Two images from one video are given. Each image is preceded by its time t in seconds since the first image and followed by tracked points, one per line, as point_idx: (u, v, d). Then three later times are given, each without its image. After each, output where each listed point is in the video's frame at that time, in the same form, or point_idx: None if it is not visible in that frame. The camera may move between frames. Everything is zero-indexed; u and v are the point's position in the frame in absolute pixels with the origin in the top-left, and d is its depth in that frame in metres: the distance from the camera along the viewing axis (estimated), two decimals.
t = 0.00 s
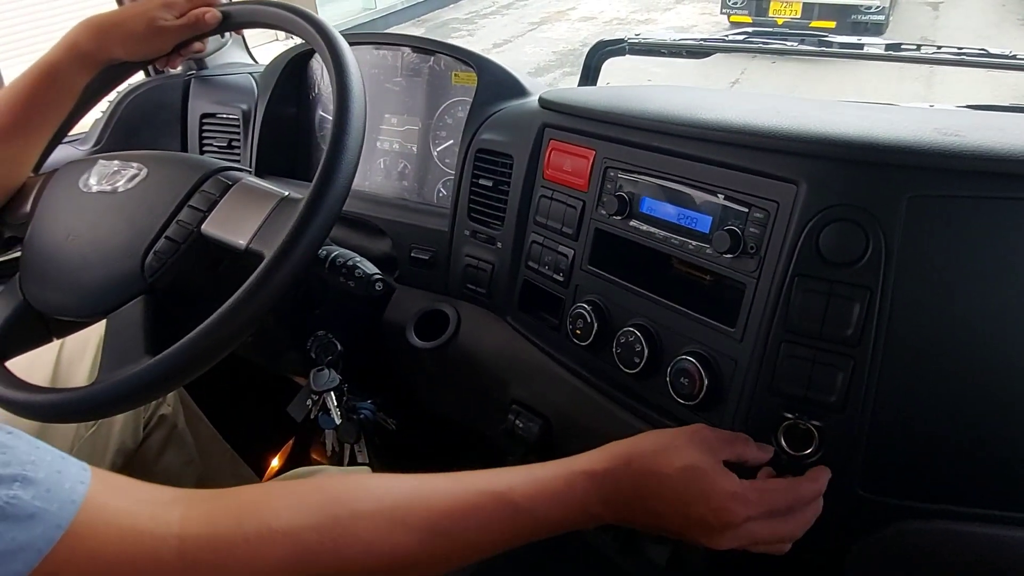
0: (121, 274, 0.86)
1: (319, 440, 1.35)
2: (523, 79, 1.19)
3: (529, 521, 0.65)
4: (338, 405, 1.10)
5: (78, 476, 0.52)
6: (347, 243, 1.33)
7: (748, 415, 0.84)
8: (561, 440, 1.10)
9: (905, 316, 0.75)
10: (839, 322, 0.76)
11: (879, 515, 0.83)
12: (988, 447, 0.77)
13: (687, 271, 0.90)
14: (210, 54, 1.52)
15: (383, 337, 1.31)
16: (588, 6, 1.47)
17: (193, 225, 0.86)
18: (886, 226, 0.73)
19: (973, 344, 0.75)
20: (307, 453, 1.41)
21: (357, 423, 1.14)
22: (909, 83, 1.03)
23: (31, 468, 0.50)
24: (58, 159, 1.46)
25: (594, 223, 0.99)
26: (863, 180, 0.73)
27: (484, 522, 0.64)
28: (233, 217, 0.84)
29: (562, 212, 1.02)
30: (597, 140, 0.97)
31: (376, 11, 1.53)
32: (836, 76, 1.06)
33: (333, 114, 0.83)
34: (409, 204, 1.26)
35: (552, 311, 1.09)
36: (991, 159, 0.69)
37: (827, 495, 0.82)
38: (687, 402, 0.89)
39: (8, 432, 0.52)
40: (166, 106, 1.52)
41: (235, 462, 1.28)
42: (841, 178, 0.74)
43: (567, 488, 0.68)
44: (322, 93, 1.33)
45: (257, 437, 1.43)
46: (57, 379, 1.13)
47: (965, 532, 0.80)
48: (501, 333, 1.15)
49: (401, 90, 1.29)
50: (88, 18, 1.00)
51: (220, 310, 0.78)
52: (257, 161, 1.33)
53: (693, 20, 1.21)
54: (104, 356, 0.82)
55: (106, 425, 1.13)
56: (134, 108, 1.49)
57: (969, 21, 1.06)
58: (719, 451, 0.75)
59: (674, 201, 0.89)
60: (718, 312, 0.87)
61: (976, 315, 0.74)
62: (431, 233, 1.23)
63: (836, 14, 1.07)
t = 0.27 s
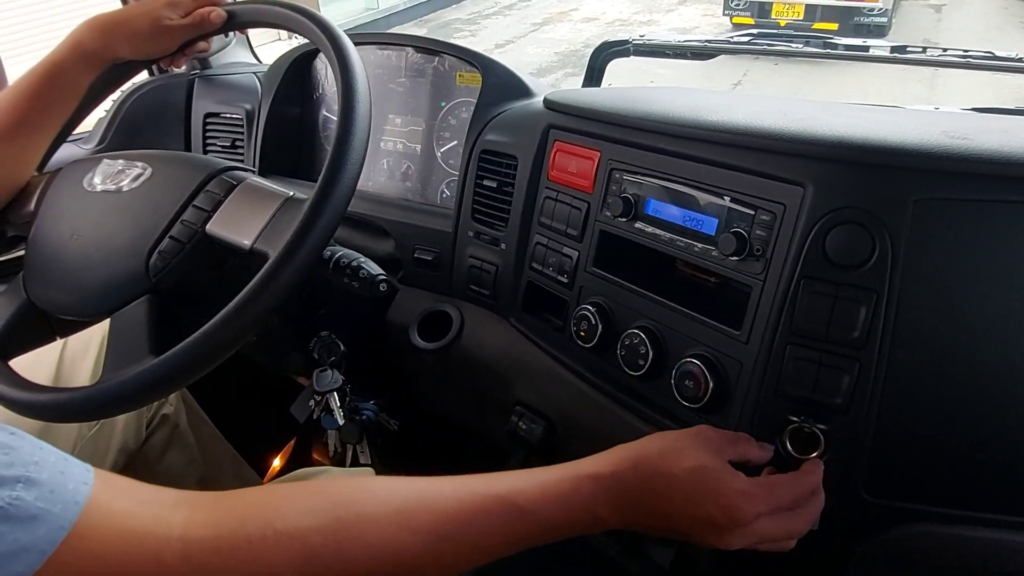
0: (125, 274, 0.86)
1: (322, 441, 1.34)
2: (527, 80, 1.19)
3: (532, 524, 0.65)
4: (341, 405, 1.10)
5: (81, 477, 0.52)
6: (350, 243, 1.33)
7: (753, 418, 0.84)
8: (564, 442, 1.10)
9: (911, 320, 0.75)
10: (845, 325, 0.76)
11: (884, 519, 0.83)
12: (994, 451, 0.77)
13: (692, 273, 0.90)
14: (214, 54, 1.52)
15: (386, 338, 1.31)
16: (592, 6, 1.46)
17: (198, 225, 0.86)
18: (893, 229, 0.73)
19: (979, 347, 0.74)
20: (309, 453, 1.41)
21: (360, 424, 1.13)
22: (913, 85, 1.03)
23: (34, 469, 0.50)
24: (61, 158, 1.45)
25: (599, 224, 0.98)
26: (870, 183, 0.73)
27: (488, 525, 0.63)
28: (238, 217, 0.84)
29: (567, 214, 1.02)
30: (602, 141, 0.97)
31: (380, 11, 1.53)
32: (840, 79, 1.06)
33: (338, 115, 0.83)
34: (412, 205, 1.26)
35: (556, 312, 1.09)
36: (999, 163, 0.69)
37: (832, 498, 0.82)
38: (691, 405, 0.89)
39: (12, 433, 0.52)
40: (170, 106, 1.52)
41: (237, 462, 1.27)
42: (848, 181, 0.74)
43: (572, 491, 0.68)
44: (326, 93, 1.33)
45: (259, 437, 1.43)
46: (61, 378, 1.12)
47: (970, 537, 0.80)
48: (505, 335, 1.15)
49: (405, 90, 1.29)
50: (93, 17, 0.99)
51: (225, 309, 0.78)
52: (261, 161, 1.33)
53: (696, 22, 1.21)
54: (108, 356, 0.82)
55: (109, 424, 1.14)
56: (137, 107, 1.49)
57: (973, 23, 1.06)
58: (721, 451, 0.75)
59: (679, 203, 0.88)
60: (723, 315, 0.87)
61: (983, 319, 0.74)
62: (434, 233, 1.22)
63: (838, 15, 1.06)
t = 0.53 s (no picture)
0: (125, 275, 0.86)
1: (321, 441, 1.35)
2: (526, 82, 1.19)
3: (529, 531, 0.65)
4: (340, 406, 1.10)
5: (79, 485, 0.52)
6: (350, 244, 1.33)
7: (750, 419, 0.84)
8: (562, 443, 1.10)
9: (909, 323, 0.75)
10: (842, 328, 0.76)
11: (883, 521, 0.83)
12: (992, 454, 0.77)
13: (689, 275, 0.90)
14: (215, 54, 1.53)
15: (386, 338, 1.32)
16: (592, 7, 1.46)
17: (198, 226, 0.86)
18: (890, 232, 0.73)
19: (976, 350, 0.74)
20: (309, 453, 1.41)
21: (359, 424, 1.13)
22: (912, 87, 1.03)
23: (32, 478, 0.51)
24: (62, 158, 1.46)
25: (598, 226, 0.99)
26: (867, 186, 0.74)
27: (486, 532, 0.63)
28: (237, 218, 0.85)
29: (566, 215, 1.02)
30: (601, 143, 0.97)
31: (381, 12, 1.53)
32: (838, 81, 1.07)
33: (338, 117, 0.83)
34: (412, 206, 1.27)
35: (555, 313, 1.09)
36: (996, 167, 0.69)
37: (830, 501, 0.82)
38: (689, 407, 0.89)
39: (10, 442, 0.53)
40: (171, 106, 1.52)
41: (237, 462, 1.28)
42: (846, 184, 0.74)
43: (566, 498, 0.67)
44: (327, 94, 1.33)
45: (259, 436, 1.43)
46: (60, 377, 1.13)
47: (968, 540, 0.80)
48: (504, 336, 1.15)
49: (405, 91, 1.29)
50: (94, 18, 1.00)
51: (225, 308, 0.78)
52: (261, 162, 1.33)
53: (697, 22, 1.21)
54: (108, 356, 0.83)
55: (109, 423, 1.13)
56: (138, 107, 1.49)
57: (973, 26, 1.06)
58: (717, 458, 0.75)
59: (677, 205, 0.89)
60: (721, 317, 0.87)
61: (980, 322, 0.74)
62: (434, 234, 1.23)
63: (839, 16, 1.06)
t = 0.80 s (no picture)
0: (127, 273, 0.86)
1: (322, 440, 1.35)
2: (528, 81, 1.19)
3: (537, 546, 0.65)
4: (341, 405, 1.10)
5: (81, 488, 0.52)
6: (352, 243, 1.33)
7: (752, 418, 0.84)
8: (564, 442, 1.10)
9: (911, 322, 0.75)
10: (844, 327, 0.76)
11: (884, 520, 0.83)
12: (994, 453, 0.77)
13: (691, 273, 0.90)
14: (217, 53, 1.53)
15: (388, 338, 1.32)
16: (593, 7, 1.46)
17: (200, 224, 0.86)
18: (892, 231, 0.73)
19: (978, 349, 0.74)
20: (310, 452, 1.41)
21: (360, 423, 1.14)
22: (914, 88, 1.04)
23: (35, 480, 0.51)
24: (64, 156, 1.46)
25: (599, 225, 0.99)
26: (869, 185, 0.74)
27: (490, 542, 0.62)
28: (239, 216, 0.85)
29: (567, 214, 1.02)
30: (603, 142, 0.97)
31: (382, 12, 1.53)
32: (841, 81, 1.06)
33: (340, 116, 0.83)
34: (413, 205, 1.27)
35: (556, 313, 1.09)
36: (999, 166, 0.69)
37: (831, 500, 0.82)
38: (691, 406, 0.89)
39: (12, 444, 0.53)
40: (172, 105, 1.53)
41: (238, 460, 1.28)
42: (848, 182, 0.75)
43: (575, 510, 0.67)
44: (329, 93, 1.34)
45: (260, 435, 1.43)
46: (61, 376, 1.13)
47: (970, 539, 0.80)
48: (505, 335, 1.15)
49: (407, 91, 1.29)
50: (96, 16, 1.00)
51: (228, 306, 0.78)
52: (263, 161, 1.33)
53: (698, 23, 1.21)
54: (109, 354, 0.83)
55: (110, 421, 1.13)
56: (139, 106, 1.49)
57: (974, 27, 1.06)
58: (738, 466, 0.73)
59: (679, 204, 0.89)
60: (723, 316, 0.87)
61: (983, 321, 0.74)
62: (435, 234, 1.23)
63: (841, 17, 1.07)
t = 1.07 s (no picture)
0: (130, 273, 0.86)
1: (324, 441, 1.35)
2: (531, 82, 1.19)
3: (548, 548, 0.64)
4: (344, 406, 1.10)
5: (85, 490, 0.53)
6: (354, 244, 1.33)
7: (756, 421, 0.84)
8: (567, 444, 1.10)
9: (916, 324, 0.75)
10: (849, 329, 0.76)
11: (888, 523, 0.83)
12: (999, 456, 0.77)
13: (695, 275, 0.90)
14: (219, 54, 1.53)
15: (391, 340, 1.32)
16: (595, 8, 1.46)
17: (204, 225, 0.86)
18: (897, 233, 0.73)
19: (982, 352, 0.74)
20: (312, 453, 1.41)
21: (363, 424, 1.14)
22: (916, 90, 1.04)
23: (38, 483, 0.51)
24: (66, 157, 1.46)
25: (603, 227, 0.99)
26: (874, 188, 0.74)
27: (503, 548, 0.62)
28: (242, 217, 0.84)
29: (571, 216, 1.02)
30: (607, 144, 0.97)
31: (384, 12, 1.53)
32: (844, 82, 1.06)
33: (344, 118, 0.83)
34: (415, 206, 1.27)
35: (559, 314, 1.09)
36: (1004, 168, 0.69)
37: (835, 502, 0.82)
38: (695, 408, 0.89)
39: (16, 446, 0.53)
40: (175, 106, 1.53)
41: (240, 461, 1.28)
42: (853, 185, 0.74)
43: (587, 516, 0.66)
44: (331, 94, 1.34)
45: (262, 435, 1.43)
46: (65, 377, 1.13)
47: (974, 543, 0.80)
48: (508, 336, 1.15)
49: (410, 92, 1.29)
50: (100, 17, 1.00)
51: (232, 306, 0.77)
52: (265, 162, 1.33)
53: (699, 25, 1.21)
54: (113, 355, 0.83)
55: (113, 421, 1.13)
56: (142, 106, 1.49)
57: (976, 29, 1.06)
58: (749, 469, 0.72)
59: (683, 206, 0.89)
60: (726, 318, 0.87)
61: (987, 323, 0.73)
62: (438, 235, 1.23)
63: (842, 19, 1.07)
